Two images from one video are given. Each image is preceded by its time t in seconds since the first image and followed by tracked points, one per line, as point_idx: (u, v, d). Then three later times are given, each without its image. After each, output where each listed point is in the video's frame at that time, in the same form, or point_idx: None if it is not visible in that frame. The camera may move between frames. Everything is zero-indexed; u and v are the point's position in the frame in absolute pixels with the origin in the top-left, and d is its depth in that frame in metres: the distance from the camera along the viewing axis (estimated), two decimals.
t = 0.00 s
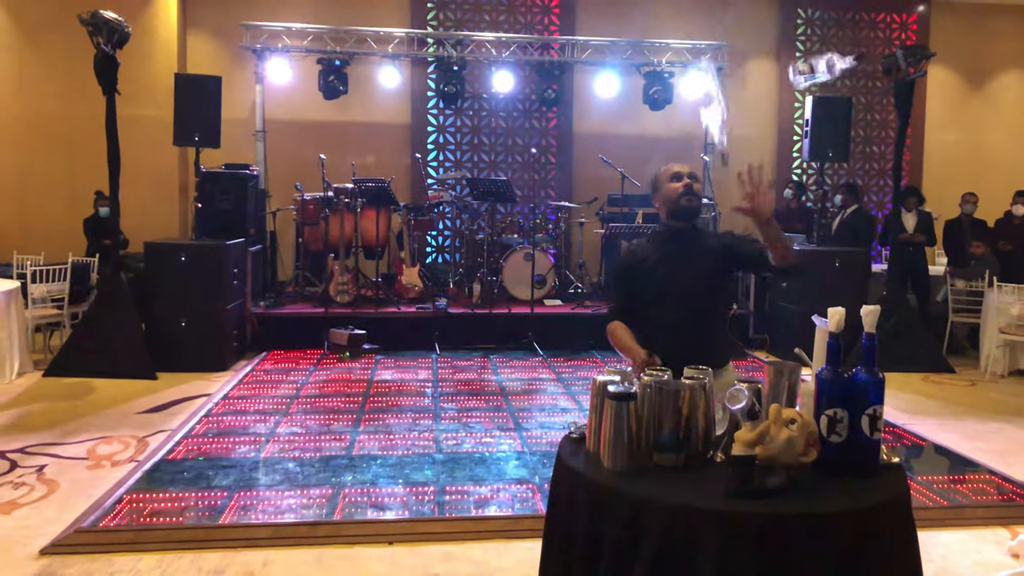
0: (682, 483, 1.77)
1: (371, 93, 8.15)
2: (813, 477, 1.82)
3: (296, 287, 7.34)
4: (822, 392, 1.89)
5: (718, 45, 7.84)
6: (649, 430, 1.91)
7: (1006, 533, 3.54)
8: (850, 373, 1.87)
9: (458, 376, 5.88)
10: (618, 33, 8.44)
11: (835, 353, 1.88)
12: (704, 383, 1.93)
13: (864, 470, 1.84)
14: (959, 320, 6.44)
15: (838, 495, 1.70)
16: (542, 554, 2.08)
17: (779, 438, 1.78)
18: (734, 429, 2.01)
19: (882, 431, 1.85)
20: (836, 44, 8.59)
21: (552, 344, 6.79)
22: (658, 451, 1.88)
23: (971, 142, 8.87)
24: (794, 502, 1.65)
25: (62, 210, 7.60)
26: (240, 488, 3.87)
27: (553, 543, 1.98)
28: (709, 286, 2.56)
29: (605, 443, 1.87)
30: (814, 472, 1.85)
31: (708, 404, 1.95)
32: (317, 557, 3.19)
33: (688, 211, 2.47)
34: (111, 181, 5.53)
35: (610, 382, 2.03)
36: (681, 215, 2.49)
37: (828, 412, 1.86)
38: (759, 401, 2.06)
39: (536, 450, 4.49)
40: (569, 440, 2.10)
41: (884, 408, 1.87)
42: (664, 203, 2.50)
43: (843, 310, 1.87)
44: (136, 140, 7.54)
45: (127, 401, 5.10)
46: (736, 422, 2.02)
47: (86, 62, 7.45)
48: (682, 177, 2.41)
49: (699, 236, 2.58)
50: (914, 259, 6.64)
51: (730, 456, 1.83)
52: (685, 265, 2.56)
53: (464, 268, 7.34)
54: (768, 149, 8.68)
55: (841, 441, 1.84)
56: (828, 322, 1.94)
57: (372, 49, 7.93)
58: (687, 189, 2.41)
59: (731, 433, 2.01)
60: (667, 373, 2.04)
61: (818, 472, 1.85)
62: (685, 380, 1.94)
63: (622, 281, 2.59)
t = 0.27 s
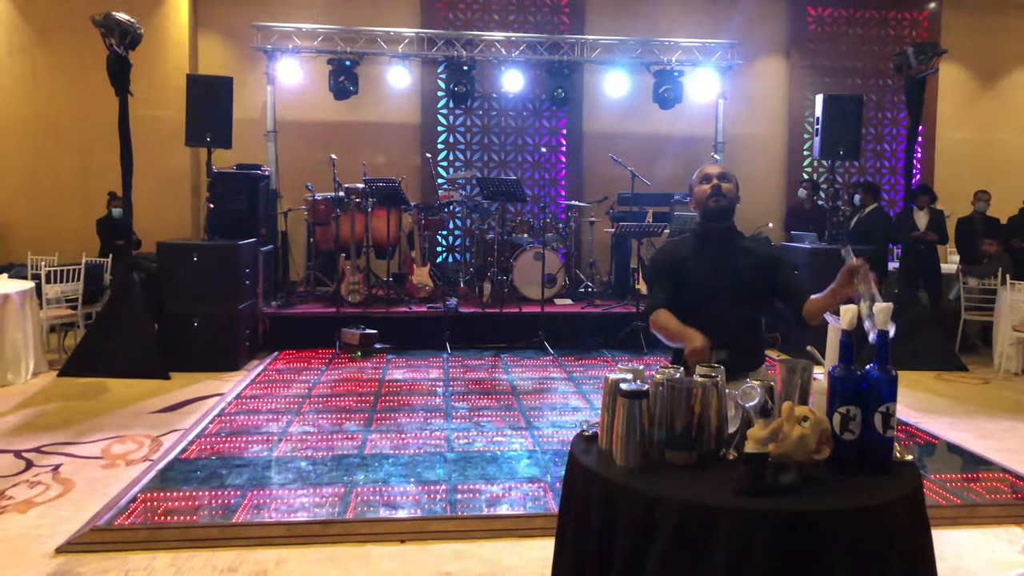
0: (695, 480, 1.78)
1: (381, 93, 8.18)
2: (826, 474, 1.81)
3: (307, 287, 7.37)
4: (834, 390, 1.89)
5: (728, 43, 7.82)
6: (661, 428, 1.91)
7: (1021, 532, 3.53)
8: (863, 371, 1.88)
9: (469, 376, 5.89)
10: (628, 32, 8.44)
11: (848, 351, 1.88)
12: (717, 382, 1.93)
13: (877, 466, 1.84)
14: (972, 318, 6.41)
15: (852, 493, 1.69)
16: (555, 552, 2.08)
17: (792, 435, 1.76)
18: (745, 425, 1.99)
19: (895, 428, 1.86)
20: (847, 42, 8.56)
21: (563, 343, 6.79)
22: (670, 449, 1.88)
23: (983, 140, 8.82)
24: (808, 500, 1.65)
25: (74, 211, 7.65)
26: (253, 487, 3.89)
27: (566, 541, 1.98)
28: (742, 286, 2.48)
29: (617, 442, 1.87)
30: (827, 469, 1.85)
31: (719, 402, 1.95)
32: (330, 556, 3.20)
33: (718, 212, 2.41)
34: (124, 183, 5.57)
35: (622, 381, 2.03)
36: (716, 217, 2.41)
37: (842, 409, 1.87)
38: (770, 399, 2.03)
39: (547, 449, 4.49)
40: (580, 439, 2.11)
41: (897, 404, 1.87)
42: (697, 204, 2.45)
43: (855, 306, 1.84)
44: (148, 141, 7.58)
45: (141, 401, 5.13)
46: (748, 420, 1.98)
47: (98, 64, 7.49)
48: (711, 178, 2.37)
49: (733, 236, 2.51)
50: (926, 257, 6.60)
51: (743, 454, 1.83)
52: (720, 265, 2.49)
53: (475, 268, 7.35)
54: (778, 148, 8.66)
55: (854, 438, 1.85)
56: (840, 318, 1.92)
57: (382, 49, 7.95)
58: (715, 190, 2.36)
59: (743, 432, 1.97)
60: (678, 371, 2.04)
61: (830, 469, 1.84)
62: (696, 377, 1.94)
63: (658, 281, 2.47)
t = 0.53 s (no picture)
0: (707, 483, 1.77)
1: (391, 97, 8.21)
2: (837, 477, 1.81)
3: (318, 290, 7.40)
4: (847, 393, 1.88)
5: (737, 46, 7.81)
6: (673, 431, 1.90)
7: None
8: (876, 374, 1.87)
9: (480, 379, 5.89)
10: (638, 36, 8.44)
11: (861, 353, 1.88)
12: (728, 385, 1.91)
13: (890, 469, 1.83)
14: (984, 320, 6.37)
15: (864, 495, 1.69)
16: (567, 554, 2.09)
17: (804, 438, 1.75)
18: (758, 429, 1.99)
19: (908, 431, 1.85)
20: (857, 44, 8.54)
21: (573, 347, 6.79)
22: (682, 451, 1.87)
23: (995, 141, 8.78)
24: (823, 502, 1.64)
25: (87, 216, 7.70)
26: (265, 490, 3.91)
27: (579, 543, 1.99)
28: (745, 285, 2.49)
29: (630, 444, 1.87)
30: (840, 472, 1.84)
31: (732, 404, 1.93)
32: (342, 559, 3.21)
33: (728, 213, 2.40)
34: (137, 187, 5.61)
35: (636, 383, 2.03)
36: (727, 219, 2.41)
37: (854, 412, 1.86)
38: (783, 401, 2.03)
39: (558, 453, 4.49)
40: (593, 441, 2.10)
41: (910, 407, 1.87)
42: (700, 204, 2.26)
43: (868, 310, 1.84)
44: (160, 146, 7.63)
45: (154, 404, 5.16)
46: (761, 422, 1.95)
47: (110, 70, 7.55)
48: (723, 178, 2.19)
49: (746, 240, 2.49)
50: (938, 259, 6.57)
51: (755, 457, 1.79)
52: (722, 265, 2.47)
53: (485, 271, 7.36)
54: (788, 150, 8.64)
55: (866, 441, 1.84)
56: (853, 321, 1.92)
57: (392, 54, 7.98)
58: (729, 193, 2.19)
59: (755, 434, 1.98)
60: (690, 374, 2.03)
61: (842, 472, 1.84)
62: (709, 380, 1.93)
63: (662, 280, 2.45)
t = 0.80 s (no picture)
0: (715, 483, 1.76)
1: (401, 95, 8.21)
2: (846, 476, 1.80)
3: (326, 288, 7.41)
4: (857, 392, 1.87)
5: (747, 44, 7.78)
6: (681, 430, 1.88)
7: None
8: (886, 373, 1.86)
9: (487, 377, 5.89)
10: (648, 34, 8.42)
11: (870, 353, 1.87)
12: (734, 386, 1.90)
13: (900, 469, 1.82)
14: (995, 321, 6.34)
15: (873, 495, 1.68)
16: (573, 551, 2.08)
17: (813, 438, 1.73)
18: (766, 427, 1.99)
19: (917, 432, 1.84)
20: (868, 44, 8.50)
21: (581, 345, 6.78)
22: (691, 450, 1.85)
23: (1006, 141, 8.72)
24: (831, 503, 1.63)
25: (97, 212, 7.73)
26: (273, 485, 3.92)
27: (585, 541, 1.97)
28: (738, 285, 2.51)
29: (637, 443, 1.85)
30: (849, 472, 1.82)
31: (740, 404, 1.91)
32: (349, 555, 3.22)
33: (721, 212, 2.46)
34: (148, 183, 5.63)
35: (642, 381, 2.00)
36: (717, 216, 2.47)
37: (864, 412, 1.85)
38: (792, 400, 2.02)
39: (565, 451, 4.49)
40: (599, 440, 2.08)
41: (919, 407, 1.86)
42: (696, 204, 2.50)
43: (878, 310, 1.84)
44: (169, 143, 7.66)
45: (162, 400, 5.18)
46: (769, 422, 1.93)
47: (121, 67, 7.58)
48: (716, 179, 2.43)
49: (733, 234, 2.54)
50: (949, 260, 6.54)
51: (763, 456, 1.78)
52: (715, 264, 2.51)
53: (493, 269, 7.36)
54: (798, 149, 8.60)
55: (875, 441, 1.83)
56: (863, 320, 1.92)
57: (401, 51, 7.98)
58: (721, 191, 2.42)
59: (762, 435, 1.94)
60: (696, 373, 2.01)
61: (851, 472, 1.82)
62: (716, 380, 1.91)
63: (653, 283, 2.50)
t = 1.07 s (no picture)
0: (715, 486, 1.75)
1: (402, 96, 8.21)
2: (847, 480, 1.79)
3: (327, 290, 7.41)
4: (857, 394, 1.87)
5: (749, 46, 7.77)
6: (681, 431, 1.89)
7: None
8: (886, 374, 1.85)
9: (489, 379, 5.88)
10: (649, 35, 8.41)
11: (870, 354, 1.86)
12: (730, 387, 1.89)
13: (900, 471, 1.80)
14: (996, 322, 6.33)
15: (874, 499, 1.66)
16: (574, 555, 2.07)
17: (813, 440, 1.75)
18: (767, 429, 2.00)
19: (918, 433, 1.83)
20: (868, 44, 8.49)
21: (583, 347, 6.78)
22: (692, 452, 1.86)
23: (1007, 141, 8.72)
24: (833, 504, 1.62)
25: (98, 215, 7.74)
26: (274, 489, 3.92)
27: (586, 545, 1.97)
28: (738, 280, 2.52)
29: (637, 445, 1.86)
30: (850, 475, 1.83)
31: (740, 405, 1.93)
32: (351, 558, 3.22)
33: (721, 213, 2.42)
34: (149, 186, 5.63)
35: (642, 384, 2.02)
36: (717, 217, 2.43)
37: (864, 413, 1.84)
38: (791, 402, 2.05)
39: (567, 453, 4.49)
40: (600, 441, 2.10)
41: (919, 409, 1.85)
42: (697, 204, 2.46)
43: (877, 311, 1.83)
44: (170, 145, 7.66)
45: (163, 403, 5.18)
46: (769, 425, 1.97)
47: (121, 70, 7.59)
48: (716, 179, 2.36)
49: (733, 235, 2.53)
50: (950, 261, 6.53)
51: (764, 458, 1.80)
52: (715, 261, 2.51)
53: (494, 271, 7.36)
54: (799, 150, 8.60)
55: (876, 443, 1.81)
56: (863, 322, 1.92)
57: (403, 53, 7.97)
58: (721, 192, 2.37)
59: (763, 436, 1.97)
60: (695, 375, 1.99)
61: (851, 475, 1.81)
62: (717, 382, 1.92)
63: (653, 284, 2.53)
